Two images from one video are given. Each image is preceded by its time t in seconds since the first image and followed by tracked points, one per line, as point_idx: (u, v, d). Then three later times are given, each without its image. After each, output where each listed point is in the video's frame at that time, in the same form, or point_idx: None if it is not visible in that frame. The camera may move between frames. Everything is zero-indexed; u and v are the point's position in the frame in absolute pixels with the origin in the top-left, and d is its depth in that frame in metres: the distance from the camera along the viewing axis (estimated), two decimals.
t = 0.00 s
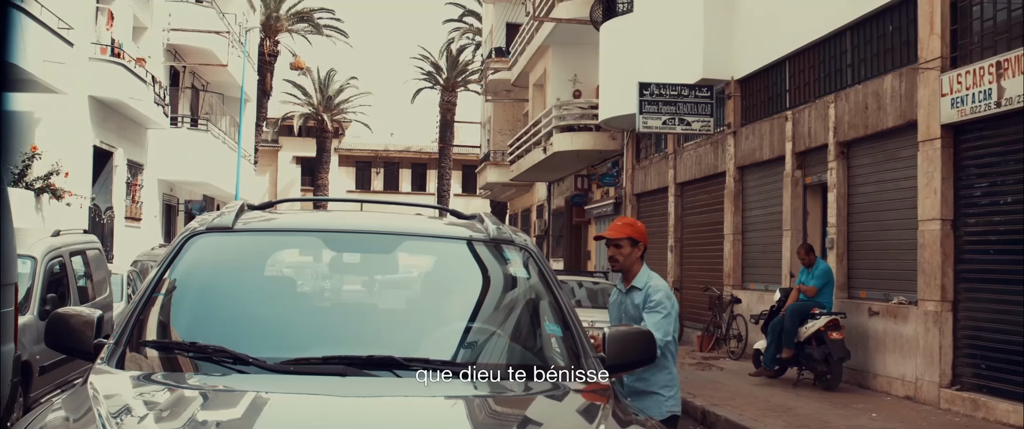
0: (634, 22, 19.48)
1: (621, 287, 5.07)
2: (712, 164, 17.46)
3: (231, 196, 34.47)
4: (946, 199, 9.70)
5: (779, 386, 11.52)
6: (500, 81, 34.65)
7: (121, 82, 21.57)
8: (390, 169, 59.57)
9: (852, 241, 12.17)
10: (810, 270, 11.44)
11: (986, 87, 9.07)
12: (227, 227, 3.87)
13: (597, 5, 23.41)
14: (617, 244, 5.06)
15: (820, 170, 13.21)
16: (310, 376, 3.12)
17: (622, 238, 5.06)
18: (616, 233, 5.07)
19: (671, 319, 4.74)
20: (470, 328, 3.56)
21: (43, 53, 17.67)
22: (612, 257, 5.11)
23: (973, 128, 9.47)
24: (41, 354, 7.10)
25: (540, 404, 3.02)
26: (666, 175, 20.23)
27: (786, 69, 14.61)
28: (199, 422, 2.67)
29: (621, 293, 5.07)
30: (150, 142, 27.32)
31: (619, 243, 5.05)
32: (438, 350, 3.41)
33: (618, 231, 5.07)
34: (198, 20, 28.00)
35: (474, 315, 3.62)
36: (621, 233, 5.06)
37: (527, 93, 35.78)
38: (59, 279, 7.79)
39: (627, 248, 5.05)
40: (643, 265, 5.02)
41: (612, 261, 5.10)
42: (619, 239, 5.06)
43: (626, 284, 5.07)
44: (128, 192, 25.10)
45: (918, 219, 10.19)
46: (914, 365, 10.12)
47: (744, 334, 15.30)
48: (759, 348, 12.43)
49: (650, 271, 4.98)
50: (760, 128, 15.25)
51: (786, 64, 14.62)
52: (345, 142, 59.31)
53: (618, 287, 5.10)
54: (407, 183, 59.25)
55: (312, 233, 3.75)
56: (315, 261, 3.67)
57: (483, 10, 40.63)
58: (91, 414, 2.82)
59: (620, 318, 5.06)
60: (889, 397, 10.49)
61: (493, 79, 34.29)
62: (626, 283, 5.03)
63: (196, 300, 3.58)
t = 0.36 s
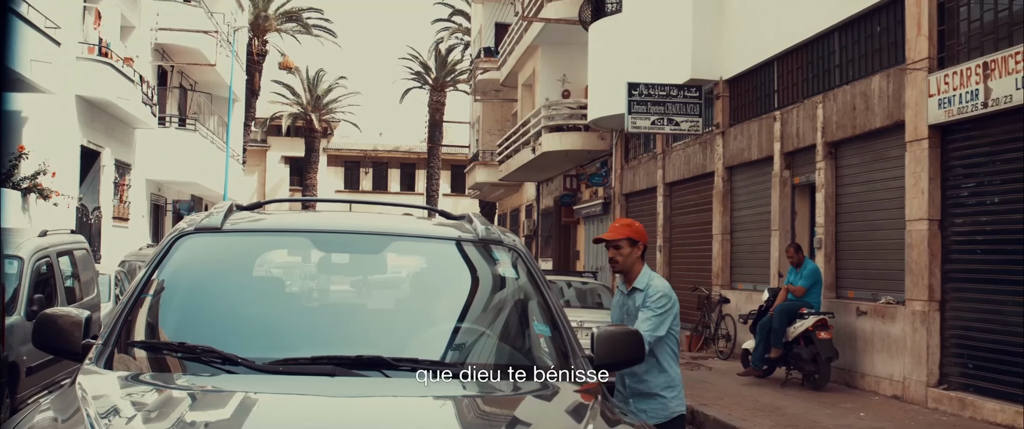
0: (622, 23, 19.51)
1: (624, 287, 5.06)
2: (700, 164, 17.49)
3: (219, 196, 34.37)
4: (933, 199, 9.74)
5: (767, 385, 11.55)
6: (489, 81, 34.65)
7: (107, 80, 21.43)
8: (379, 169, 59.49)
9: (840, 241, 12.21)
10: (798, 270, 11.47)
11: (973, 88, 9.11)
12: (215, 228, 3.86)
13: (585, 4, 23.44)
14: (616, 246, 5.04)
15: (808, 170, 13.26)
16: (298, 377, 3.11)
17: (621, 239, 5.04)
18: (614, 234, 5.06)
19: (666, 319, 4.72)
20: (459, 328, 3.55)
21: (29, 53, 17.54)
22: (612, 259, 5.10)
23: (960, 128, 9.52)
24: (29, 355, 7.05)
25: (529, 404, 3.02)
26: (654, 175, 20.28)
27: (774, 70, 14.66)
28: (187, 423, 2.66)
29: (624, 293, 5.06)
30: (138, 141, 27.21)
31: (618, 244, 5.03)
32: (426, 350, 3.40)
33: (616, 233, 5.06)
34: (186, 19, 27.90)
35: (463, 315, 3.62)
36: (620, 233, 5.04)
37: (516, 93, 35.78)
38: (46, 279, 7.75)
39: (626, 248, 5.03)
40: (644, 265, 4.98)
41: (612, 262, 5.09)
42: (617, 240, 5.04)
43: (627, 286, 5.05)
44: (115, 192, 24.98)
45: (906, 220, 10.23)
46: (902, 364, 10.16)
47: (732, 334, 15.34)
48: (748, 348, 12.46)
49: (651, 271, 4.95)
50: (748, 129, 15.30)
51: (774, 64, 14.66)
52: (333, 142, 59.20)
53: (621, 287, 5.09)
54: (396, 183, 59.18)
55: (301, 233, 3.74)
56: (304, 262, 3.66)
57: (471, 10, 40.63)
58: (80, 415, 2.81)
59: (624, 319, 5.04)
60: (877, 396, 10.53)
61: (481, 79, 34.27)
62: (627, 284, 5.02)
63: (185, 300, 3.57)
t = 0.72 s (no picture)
0: (599, 23, 19.54)
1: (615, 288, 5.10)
2: (677, 165, 17.56)
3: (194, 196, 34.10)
4: (907, 199, 9.82)
5: (744, 385, 11.61)
6: (466, 81, 34.60)
7: (82, 80, 21.24)
8: (356, 169, 59.25)
9: (815, 241, 12.29)
10: (774, 270, 11.53)
11: (946, 89, 9.19)
12: (191, 228, 3.82)
13: (563, 4, 23.45)
14: (605, 245, 4.99)
15: (784, 171, 13.34)
16: (273, 378, 3.09)
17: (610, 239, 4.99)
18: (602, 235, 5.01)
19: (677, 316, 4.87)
20: (436, 329, 3.53)
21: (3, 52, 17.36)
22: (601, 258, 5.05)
23: (933, 129, 9.61)
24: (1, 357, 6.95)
25: (506, 404, 3.01)
26: (631, 175, 20.33)
27: (750, 71, 14.73)
28: (162, 424, 2.62)
29: (616, 294, 5.10)
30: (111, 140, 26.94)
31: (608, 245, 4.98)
32: (402, 351, 3.38)
33: (604, 233, 5.00)
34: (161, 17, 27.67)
35: (440, 315, 3.60)
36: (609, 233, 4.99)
37: (493, 93, 35.77)
38: (19, 280, 7.65)
39: (615, 248, 4.98)
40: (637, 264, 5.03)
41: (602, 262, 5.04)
42: (605, 240, 4.99)
43: (619, 286, 5.07)
44: (88, 192, 24.71)
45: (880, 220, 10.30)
46: (877, 364, 10.24)
47: (709, 334, 15.42)
48: (724, 348, 12.52)
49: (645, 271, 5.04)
50: (724, 129, 15.37)
51: (750, 66, 14.75)
52: (310, 142, 58.91)
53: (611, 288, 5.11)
54: (373, 183, 58.98)
55: (276, 233, 3.72)
56: (280, 262, 3.63)
57: (449, 10, 40.56)
58: (52, 418, 2.76)
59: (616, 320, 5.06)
60: (852, 396, 10.61)
61: (459, 79, 34.25)
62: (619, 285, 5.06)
63: (159, 300, 3.53)
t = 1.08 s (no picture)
0: (569, 23, 19.57)
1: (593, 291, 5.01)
2: (646, 164, 17.62)
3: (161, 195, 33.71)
4: (873, 199, 9.92)
5: (712, 383, 11.66)
6: (436, 81, 34.50)
7: (48, 77, 20.92)
8: (325, 168, 58.91)
9: (783, 241, 12.38)
10: (742, 269, 11.60)
11: (911, 90, 9.29)
12: (157, 228, 3.75)
13: (532, 4, 23.47)
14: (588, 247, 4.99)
15: (752, 170, 13.42)
16: (241, 378, 3.04)
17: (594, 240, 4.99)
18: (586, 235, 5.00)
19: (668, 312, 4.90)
20: (404, 329, 3.49)
21: None
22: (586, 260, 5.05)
23: (899, 130, 9.71)
24: None
25: (474, 405, 2.97)
26: (600, 175, 20.38)
27: (718, 71, 14.81)
28: (127, 426, 2.57)
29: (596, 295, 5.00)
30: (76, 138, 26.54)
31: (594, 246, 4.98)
32: (370, 352, 3.35)
33: (586, 233, 5.00)
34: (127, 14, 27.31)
35: (408, 316, 3.56)
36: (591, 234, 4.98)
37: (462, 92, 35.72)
38: None
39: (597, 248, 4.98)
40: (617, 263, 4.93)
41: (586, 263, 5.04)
42: (588, 241, 5.00)
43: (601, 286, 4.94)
44: (53, 191, 24.33)
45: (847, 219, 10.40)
46: (843, 362, 10.33)
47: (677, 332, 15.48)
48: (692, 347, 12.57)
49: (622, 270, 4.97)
50: (693, 129, 15.44)
51: (719, 66, 14.83)
52: (278, 141, 58.48)
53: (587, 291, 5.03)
54: (342, 182, 58.66)
55: (244, 233, 3.67)
56: (248, 263, 3.59)
57: (418, 9, 40.45)
58: (14, 420, 2.70)
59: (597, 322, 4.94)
60: (819, 394, 10.70)
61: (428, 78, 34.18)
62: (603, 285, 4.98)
63: (125, 300, 3.46)
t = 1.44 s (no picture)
0: (538, 23, 19.57)
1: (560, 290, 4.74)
2: (614, 164, 17.68)
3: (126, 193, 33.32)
4: (839, 199, 10.02)
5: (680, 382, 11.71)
6: (405, 80, 34.38)
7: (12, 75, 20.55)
8: (293, 167, 58.49)
9: (750, 240, 12.47)
10: (709, 268, 11.66)
11: (876, 91, 9.38)
12: (122, 227, 3.68)
13: (501, 4, 23.45)
14: (570, 247, 4.95)
15: (720, 170, 13.51)
16: (206, 379, 2.99)
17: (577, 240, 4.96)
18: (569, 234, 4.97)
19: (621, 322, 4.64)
20: (372, 328, 3.46)
21: None
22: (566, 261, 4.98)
23: (865, 130, 9.80)
24: None
25: (442, 405, 2.95)
26: (569, 175, 20.40)
27: (687, 72, 14.89)
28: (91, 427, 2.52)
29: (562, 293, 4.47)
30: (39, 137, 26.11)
31: (574, 245, 4.95)
32: (338, 352, 3.31)
33: (569, 233, 4.97)
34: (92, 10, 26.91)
35: (376, 316, 3.52)
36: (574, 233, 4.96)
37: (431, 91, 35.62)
38: None
39: (580, 249, 4.96)
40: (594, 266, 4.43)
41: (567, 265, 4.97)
42: (570, 241, 4.96)
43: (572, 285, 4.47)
44: (17, 190, 23.92)
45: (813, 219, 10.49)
46: (810, 360, 10.42)
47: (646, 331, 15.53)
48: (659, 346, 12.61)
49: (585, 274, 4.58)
50: (661, 129, 15.51)
51: (687, 66, 14.90)
52: (246, 139, 57.98)
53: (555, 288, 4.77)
54: (310, 182, 58.26)
55: (210, 232, 3.62)
56: (214, 262, 3.54)
57: (388, 7, 40.29)
58: None
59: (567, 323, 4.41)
60: (785, 392, 10.78)
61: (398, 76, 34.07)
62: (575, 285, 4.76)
63: (89, 300, 3.40)
